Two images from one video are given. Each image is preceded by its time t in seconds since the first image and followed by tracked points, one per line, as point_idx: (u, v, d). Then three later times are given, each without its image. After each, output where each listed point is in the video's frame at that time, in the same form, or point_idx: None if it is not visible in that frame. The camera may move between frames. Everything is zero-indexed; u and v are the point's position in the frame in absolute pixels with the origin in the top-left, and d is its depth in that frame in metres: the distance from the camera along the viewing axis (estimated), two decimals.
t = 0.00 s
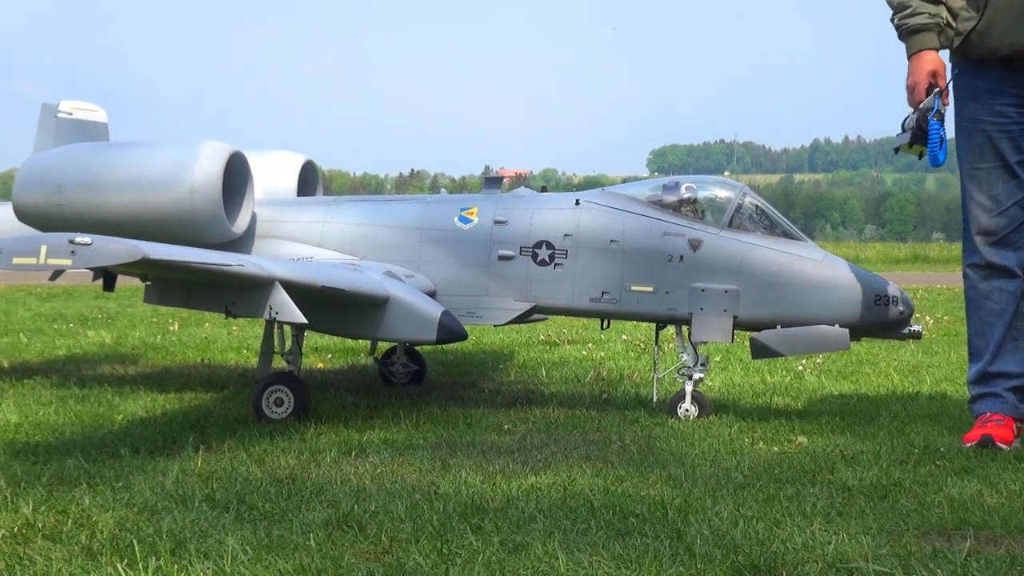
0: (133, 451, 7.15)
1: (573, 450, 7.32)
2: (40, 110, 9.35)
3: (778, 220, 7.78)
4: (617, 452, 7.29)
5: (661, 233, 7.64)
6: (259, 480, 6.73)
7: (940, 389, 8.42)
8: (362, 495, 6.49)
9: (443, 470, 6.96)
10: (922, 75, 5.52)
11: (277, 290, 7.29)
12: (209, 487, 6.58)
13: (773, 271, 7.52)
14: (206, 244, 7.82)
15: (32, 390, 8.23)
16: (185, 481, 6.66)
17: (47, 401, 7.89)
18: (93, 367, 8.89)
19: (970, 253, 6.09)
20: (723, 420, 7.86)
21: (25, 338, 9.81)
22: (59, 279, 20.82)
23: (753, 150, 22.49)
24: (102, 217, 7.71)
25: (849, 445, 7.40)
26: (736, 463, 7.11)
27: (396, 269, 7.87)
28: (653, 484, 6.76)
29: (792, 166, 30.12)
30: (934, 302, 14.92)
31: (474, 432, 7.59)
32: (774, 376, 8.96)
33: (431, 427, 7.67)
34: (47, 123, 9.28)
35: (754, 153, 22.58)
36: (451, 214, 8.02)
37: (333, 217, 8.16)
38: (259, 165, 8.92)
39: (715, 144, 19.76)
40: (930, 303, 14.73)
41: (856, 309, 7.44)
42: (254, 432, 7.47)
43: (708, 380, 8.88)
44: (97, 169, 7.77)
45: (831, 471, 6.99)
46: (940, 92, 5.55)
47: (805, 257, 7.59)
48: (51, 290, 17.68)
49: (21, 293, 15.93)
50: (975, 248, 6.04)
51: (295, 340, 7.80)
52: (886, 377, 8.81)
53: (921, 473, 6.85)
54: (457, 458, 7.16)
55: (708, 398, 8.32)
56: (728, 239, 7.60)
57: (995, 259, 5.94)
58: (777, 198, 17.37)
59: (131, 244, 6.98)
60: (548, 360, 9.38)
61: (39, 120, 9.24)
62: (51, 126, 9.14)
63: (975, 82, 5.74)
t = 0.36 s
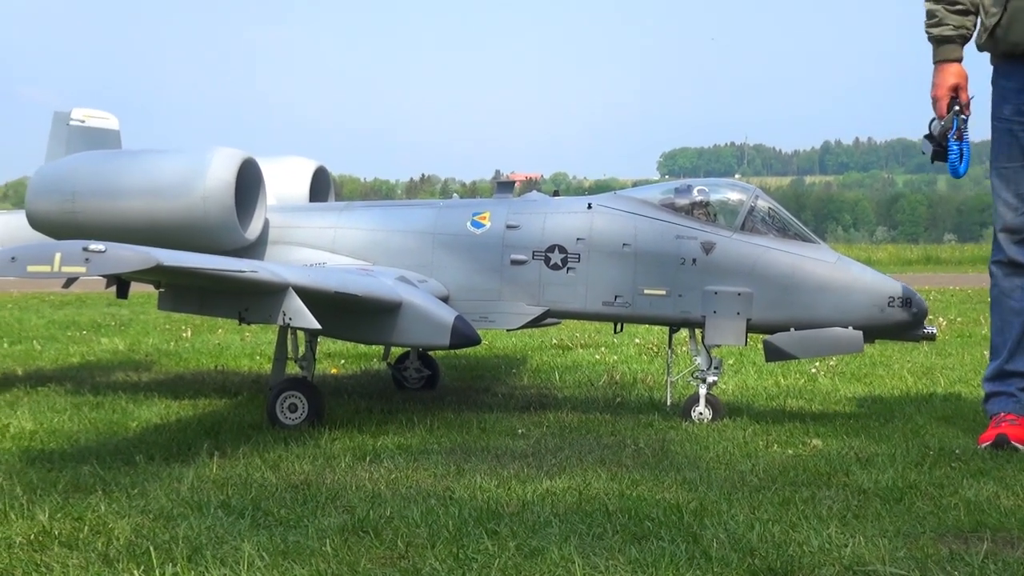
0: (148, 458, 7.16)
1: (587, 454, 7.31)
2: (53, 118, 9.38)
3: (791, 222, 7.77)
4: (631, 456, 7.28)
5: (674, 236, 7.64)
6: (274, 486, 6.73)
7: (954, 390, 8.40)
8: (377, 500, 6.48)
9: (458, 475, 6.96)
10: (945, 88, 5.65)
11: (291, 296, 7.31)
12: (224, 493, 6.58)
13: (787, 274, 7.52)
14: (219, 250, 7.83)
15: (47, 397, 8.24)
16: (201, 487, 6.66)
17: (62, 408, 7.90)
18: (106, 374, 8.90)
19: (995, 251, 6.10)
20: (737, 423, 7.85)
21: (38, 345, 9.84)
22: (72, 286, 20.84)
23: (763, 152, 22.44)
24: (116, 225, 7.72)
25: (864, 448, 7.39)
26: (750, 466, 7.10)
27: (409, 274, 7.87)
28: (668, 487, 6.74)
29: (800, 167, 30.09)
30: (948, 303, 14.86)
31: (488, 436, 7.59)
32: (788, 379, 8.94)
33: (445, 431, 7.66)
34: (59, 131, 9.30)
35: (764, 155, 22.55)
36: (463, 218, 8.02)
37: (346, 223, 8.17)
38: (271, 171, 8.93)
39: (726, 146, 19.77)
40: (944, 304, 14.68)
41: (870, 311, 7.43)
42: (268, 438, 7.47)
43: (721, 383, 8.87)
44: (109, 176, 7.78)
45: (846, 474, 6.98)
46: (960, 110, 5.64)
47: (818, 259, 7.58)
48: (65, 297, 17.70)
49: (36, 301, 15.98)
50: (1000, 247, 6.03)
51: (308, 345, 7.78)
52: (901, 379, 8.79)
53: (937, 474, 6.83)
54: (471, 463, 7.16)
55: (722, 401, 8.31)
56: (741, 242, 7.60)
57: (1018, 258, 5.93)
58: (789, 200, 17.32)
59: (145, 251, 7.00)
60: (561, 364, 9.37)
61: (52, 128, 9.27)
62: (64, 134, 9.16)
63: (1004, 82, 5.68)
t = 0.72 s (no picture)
0: (159, 464, 7.13)
1: (599, 459, 7.27)
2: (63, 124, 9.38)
3: (804, 225, 7.73)
4: (644, 461, 7.24)
5: (685, 240, 7.61)
6: (285, 492, 6.68)
7: (968, 394, 8.35)
8: (390, 506, 6.44)
9: (470, 481, 6.92)
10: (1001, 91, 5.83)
11: (301, 301, 7.29)
12: (236, 500, 6.54)
13: (800, 277, 7.48)
14: (228, 256, 7.80)
15: (56, 404, 8.22)
16: (212, 494, 6.62)
17: (71, 414, 7.88)
18: (116, 380, 8.88)
19: None
20: (750, 427, 7.80)
21: (47, 351, 9.82)
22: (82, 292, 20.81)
23: (773, 154, 22.36)
24: (125, 230, 7.70)
25: (878, 452, 7.34)
26: (764, 470, 7.05)
27: (420, 279, 7.85)
28: (681, 493, 6.69)
29: (809, 170, 30.02)
30: (965, 306, 14.78)
31: (500, 442, 7.55)
32: (801, 383, 8.90)
33: (457, 437, 7.62)
34: (69, 136, 9.29)
35: (774, 157, 22.47)
36: (474, 222, 7.99)
37: (356, 227, 8.12)
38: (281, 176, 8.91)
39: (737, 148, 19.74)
40: (960, 307, 14.60)
41: (883, 314, 7.40)
42: (279, 444, 7.43)
43: (734, 387, 8.82)
44: (118, 181, 7.76)
45: (859, 478, 6.92)
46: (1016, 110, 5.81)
47: (831, 262, 7.55)
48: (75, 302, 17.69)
49: (44, 307, 15.97)
50: (1021, 231, 5.27)
51: (319, 351, 7.70)
52: (915, 383, 8.73)
53: (951, 479, 6.77)
54: (483, 468, 7.12)
55: (735, 405, 8.26)
56: (754, 245, 7.56)
57: None
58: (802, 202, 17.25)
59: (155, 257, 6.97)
60: (572, 369, 9.33)
61: (61, 133, 9.26)
62: (74, 139, 9.15)
63: None
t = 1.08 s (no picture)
0: (152, 474, 6.82)
1: (612, 469, 6.94)
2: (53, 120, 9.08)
3: (826, 224, 7.41)
4: (660, 471, 6.91)
5: (702, 240, 7.29)
6: (284, 503, 6.35)
7: (998, 401, 8.02)
8: (393, 518, 6.11)
9: (478, 492, 6.59)
10: None
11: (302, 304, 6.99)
12: (232, 511, 6.21)
13: (822, 279, 7.16)
14: (225, 257, 7.50)
15: (46, 411, 7.90)
16: (208, 505, 6.29)
17: (62, 422, 7.57)
18: (108, 387, 8.56)
19: None
20: (770, 435, 7.46)
21: (37, 357, 9.50)
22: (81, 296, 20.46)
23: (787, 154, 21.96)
24: (118, 230, 7.39)
25: (904, 462, 6.99)
26: (785, 480, 6.71)
27: (425, 280, 7.53)
28: (698, 504, 6.34)
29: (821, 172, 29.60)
30: (993, 310, 14.35)
31: (509, 451, 7.22)
32: (823, 390, 8.55)
33: (463, 445, 7.29)
34: (59, 132, 9.00)
35: (789, 157, 22.07)
36: (481, 222, 7.66)
37: (358, 227, 7.79)
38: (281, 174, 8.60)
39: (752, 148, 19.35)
40: (989, 311, 14.16)
41: (909, 317, 7.08)
42: (278, 453, 7.10)
43: (752, 393, 8.48)
44: (111, 179, 7.45)
45: (885, 489, 6.57)
46: None
47: (855, 263, 7.22)
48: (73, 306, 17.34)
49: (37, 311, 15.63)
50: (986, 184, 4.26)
51: (320, 355, 7.37)
52: (942, 390, 8.38)
53: (981, 490, 6.43)
54: (490, 478, 6.79)
55: (754, 413, 7.93)
56: (773, 246, 7.24)
57: None
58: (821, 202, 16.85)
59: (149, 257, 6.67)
60: (584, 375, 8.99)
61: (51, 129, 8.97)
62: (65, 136, 8.87)
63: None
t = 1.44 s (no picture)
0: (127, 484, 6.46)
1: (611, 479, 6.60)
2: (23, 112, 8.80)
3: (836, 223, 7.05)
4: (660, 481, 6.57)
5: (706, 239, 6.94)
6: (266, 514, 5.99)
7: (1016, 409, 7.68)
8: (380, 530, 5.75)
9: (469, 503, 6.24)
10: None
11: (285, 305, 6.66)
12: (211, 523, 5.84)
13: (831, 280, 6.82)
14: (205, 256, 7.15)
15: (16, 418, 7.55)
16: (186, 516, 5.93)
17: (32, 430, 7.21)
18: (82, 392, 8.21)
19: None
20: (776, 444, 7.12)
21: (7, 361, 9.14)
22: (67, 298, 20.02)
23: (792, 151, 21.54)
24: (94, 228, 7.04)
25: (916, 472, 6.65)
26: (791, 491, 6.35)
27: (414, 281, 7.18)
28: (700, 515, 5.98)
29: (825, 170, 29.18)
30: (1010, 314, 13.94)
31: (502, 460, 6.87)
32: (832, 397, 8.21)
33: (454, 454, 6.94)
34: (30, 124, 8.72)
35: (794, 155, 21.65)
36: (474, 219, 7.30)
37: (345, 224, 7.42)
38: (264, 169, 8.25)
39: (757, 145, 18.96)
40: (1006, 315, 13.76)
41: (922, 320, 6.74)
42: (260, 462, 6.74)
43: (758, 400, 8.13)
44: (85, 174, 7.10)
45: (896, 500, 6.22)
46: None
47: (866, 263, 6.87)
48: (56, 307, 16.91)
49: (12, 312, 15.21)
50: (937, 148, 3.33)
51: (304, 359, 7.01)
52: (957, 398, 8.03)
53: (997, 501, 6.09)
54: (483, 489, 6.45)
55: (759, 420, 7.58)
56: (781, 245, 6.90)
57: None
58: (831, 199, 16.42)
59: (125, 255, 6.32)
60: (581, 380, 8.64)
61: (22, 121, 8.68)
62: (36, 129, 8.59)
63: None
